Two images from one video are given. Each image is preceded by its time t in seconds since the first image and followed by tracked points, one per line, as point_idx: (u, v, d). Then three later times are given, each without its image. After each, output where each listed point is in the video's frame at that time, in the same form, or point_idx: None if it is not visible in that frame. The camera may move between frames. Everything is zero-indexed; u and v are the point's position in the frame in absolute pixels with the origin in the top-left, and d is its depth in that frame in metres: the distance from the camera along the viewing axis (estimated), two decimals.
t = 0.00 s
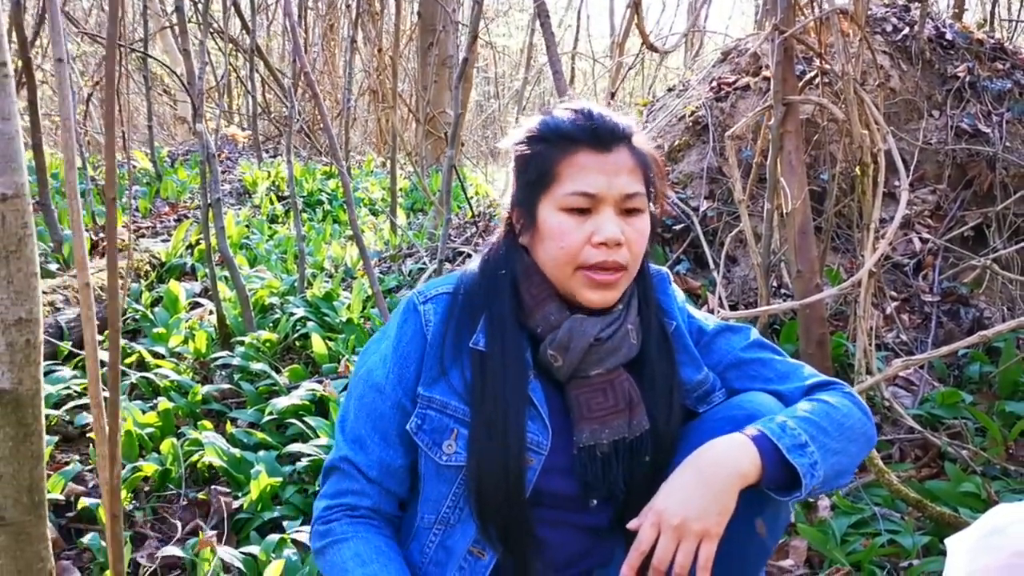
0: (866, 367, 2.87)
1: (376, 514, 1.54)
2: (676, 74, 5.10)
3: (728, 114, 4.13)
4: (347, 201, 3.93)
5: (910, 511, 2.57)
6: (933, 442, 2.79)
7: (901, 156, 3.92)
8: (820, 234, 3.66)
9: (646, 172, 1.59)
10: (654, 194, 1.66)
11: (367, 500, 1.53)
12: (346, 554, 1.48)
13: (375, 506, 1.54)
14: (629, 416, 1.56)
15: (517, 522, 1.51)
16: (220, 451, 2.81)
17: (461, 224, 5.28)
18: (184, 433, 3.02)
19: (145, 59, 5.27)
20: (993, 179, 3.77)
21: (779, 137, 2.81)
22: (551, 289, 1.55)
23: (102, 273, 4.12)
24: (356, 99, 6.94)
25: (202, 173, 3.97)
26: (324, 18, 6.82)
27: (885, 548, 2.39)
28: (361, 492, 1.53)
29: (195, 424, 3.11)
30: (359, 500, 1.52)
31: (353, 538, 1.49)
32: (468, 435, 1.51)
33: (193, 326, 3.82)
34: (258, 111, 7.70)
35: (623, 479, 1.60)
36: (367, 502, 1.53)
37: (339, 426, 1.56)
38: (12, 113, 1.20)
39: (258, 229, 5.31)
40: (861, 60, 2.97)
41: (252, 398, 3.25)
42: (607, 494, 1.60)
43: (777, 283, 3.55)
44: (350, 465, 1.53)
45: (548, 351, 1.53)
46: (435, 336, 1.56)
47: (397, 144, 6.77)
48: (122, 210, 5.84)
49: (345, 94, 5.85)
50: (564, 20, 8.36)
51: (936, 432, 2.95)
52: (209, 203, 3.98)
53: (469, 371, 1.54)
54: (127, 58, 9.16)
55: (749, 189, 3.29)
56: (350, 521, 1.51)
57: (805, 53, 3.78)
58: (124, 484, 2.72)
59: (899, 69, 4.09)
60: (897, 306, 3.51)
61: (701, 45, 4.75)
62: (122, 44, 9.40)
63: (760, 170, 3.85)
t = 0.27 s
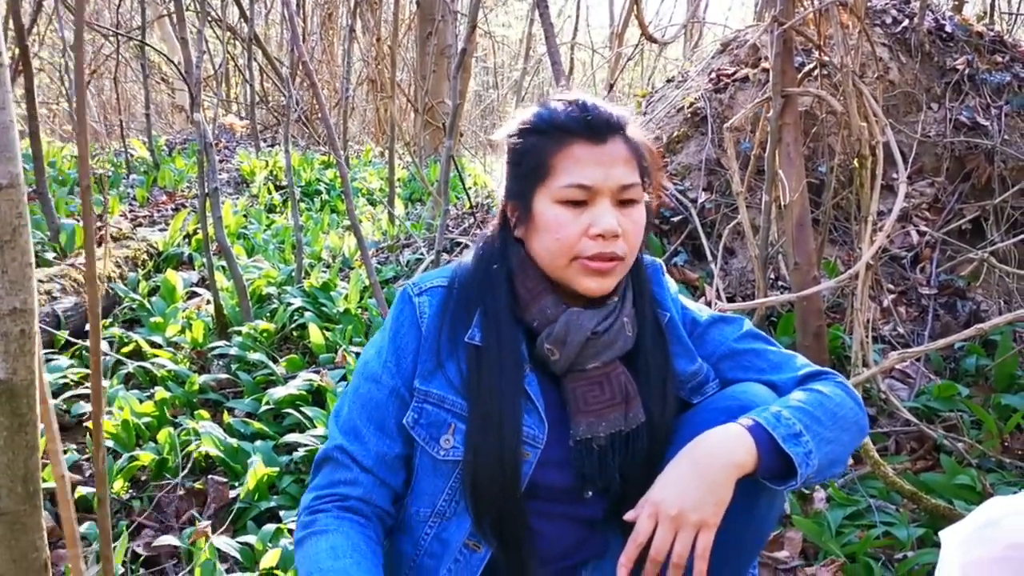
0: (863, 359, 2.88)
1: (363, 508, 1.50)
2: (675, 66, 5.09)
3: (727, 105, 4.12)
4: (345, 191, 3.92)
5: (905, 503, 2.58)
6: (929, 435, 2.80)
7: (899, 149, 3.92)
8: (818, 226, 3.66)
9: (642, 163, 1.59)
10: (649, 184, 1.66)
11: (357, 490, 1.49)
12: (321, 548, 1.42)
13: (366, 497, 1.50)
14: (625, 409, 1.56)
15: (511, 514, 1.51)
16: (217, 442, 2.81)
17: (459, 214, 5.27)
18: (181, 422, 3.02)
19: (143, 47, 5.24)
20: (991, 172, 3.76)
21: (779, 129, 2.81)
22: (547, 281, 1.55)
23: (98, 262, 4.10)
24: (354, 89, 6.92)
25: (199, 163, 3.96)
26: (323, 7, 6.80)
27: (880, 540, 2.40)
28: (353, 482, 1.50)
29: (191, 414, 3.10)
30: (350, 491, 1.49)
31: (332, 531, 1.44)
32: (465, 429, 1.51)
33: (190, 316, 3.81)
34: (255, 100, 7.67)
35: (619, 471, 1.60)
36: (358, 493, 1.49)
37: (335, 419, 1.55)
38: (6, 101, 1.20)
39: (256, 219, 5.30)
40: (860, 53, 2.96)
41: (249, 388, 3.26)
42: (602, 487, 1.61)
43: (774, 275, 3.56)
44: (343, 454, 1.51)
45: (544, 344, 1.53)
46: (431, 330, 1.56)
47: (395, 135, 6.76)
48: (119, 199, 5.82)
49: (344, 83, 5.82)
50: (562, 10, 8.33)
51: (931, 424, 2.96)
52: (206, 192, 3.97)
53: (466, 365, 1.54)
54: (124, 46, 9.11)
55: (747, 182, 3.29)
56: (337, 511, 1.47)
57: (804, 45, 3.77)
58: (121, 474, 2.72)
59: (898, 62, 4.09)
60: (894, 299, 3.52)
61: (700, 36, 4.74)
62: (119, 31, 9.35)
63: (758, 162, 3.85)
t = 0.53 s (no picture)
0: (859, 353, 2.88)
1: (329, 500, 1.44)
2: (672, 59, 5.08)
3: (724, 99, 4.12)
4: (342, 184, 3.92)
5: (899, 496, 2.59)
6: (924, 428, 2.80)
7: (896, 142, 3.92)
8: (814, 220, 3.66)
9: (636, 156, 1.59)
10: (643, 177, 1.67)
11: (326, 480, 1.44)
12: (272, 544, 1.36)
13: (333, 487, 1.45)
14: (629, 400, 1.56)
15: (511, 511, 1.52)
16: (214, 434, 2.81)
17: (455, 207, 5.27)
18: (177, 415, 3.02)
19: (139, 40, 5.23)
20: (987, 166, 3.78)
21: (774, 122, 2.81)
22: (546, 277, 1.55)
23: (95, 255, 4.11)
24: (351, 82, 6.90)
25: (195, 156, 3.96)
26: None
27: (874, 533, 2.41)
28: (324, 471, 1.45)
29: (188, 407, 3.11)
30: (319, 480, 1.44)
31: (289, 527, 1.37)
32: (466, 427, 1.51)
33: (186, 310, 3.81)
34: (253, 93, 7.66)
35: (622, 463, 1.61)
36: (327, 482, 1.44)
37: (318, 405, 1.52)
38: None
39: (252, 212, 5.30)
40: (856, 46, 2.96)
41: (245, 381, 3.26)
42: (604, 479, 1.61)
43: (771, 268, 3.56)
44: (318, 442, 1.46)
45: (546, 337, 1.53)
46: (431, 326, 1.55)
47: (392, 128, 6.75)
48: (116, 192, 5.82)
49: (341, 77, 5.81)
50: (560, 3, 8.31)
51: (926, 418, 2.97)
52: (202, 185, 3.97)
53: (467, 363, 1.54)
54: (121, 39, 9.10)
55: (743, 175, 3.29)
56: (301, 501, 1.41)
57: (801, 38, 3.77)
58: (117, 466, 2.72)
59: (895, 55, 4.08)
60: (890, 292, 3.52)
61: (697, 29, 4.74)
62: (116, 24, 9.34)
63: (754, 156, 3.85)
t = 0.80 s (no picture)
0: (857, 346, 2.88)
1: (341, 506, 1.53)
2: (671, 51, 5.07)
3: (723, 92, 4.11)
4: (340, 177, 3.91)
5: (898, 489, 2.59)
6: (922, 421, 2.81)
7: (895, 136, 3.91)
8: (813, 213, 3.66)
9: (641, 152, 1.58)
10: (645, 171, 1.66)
11: (337, 489, 1.52)
12: (298, 557, 1.49)
13: (344, 495, 1.53)
14: (630, 398, 1.56)
15: (509, 509, 1.53)
16: (212, 426, 2.81)
17: (454, 200, 5.27)
18: (176, 408, 3.02)
19: (137, 31, 5.22)
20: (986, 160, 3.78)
21: (774, 116, 2.80)
22: (548, 273, 1.54)
23: (92, 247, 4.10)
24: (350, 74, 6.89)
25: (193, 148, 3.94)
26: None
27: (872, 526, 2.41)
28: (333, 481, 1.53)
29: (186, 399, 3.10)
30: (330, 489, 1.52)
31: (309, 541, 1.49)
32: (465, 426, 1.51)
33: (184, 302, 3.81)
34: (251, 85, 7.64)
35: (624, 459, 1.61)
36: (337, 491, 1.53)
37: (324, 408, 1.56)
38: None
39: (251, 205, 5.29)
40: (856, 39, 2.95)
41: (243, 373, 3.25)
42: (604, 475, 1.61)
43: (769, 262, 3.56)
44: (326, 452, 1.53)
45: (548, 336, 1.53)
46: (430, 326, 1.54)
47: (391, 120, 6.74)
48: (114, 184, 5.81)
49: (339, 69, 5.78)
50: None
51: (924, 411, 2.97)
52: (200, 177, 3.95)
53: (466, 362, 1.53)
54: (118, 30, 9.06)
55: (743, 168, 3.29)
56: (316, 513, 1.50)
57: (800, 31, 3.76)
58: (116, 458, 2.72)
59: (894, 48, 4.07)
60: (888, 286, 3.53)
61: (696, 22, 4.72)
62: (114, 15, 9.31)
63: (753, 149, 3.85)
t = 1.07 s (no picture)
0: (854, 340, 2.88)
1: (338, 492, 1.56)
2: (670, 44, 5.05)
3: (721, 85, 4.10)
4: (337, 170, 3.90)
5: (894, 483, 2.59)
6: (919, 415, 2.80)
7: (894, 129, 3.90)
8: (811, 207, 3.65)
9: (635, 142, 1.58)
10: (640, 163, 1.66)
11: (333, 477, 1.55)
12: (309, 533, 1.52)
13: (340, 482, 1.56)
14: (622, 389, 1.56)
15: (501, 501, 1.52)
16: (208, 419, 2.81)
17: (452, 193, 5.26)
18: (172, 401, 3.01)
19: (134, 23, 5.20)
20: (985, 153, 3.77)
21: (772, 109, 2.79)
22: (542, 265, 1.53)
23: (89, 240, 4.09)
24: (348, 67, 6.86)
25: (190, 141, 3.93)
26: None
27: (868, 520, 2.41)
28: (328, 469, 1.55)
29: (182, 392, 3.10)
30: (326, 476, 1.55)
31: (315, 521, 1.53)
32: (454, 418, 1.50)
33: (181, 295, 3.80)
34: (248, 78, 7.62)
35: (618, 451, 1.61)
36: (332, 479, 1.55)
37: (317, 398, 1.57)
38: None
39: (248, 198, 5.28)
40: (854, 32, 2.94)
41: (240, 366, 3.25)
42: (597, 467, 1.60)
43: (767, 255, 3.55)
44: (320, 441, 1.55)
45: (541, 327, 1.52)
46: (421, 317, 1.54)
47: (389, 113, 6.72)
48: (111, 176, 5.80)
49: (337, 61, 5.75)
50: None
51: (922, 405, 2.97)
52: (197, 170, 3.94)
53: (456, 352, 1.52)
54: (116, 22, 9.03)
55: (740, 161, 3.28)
56: (314, 497, 1.54)
57: (799, 24, 3.74)
58: (111, 451, 2.72)
59: (893, 41, 4.06)
60: (886, 280, 3.52)
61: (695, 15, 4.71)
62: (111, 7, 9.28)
63: (752, 143, 3.84)
